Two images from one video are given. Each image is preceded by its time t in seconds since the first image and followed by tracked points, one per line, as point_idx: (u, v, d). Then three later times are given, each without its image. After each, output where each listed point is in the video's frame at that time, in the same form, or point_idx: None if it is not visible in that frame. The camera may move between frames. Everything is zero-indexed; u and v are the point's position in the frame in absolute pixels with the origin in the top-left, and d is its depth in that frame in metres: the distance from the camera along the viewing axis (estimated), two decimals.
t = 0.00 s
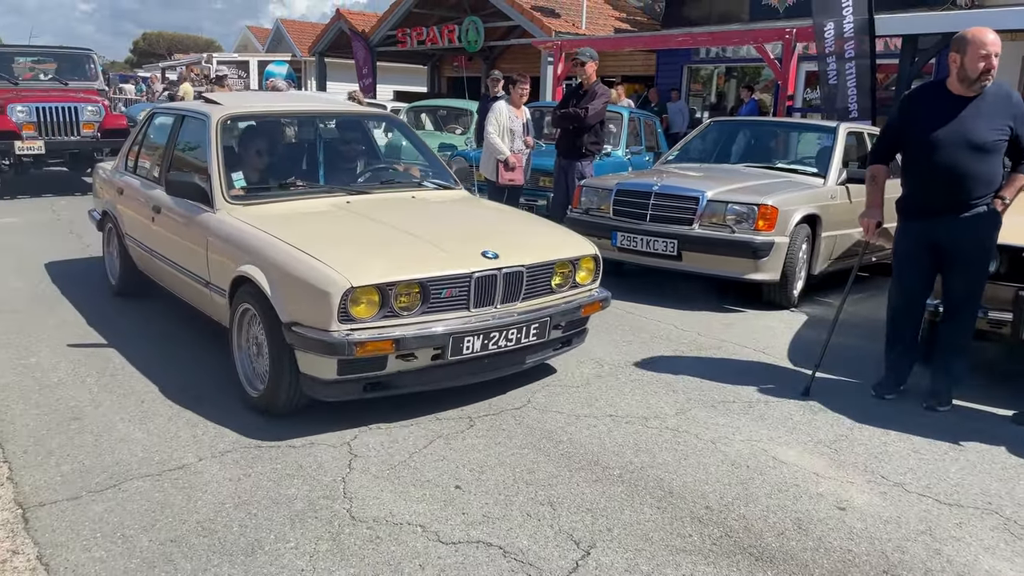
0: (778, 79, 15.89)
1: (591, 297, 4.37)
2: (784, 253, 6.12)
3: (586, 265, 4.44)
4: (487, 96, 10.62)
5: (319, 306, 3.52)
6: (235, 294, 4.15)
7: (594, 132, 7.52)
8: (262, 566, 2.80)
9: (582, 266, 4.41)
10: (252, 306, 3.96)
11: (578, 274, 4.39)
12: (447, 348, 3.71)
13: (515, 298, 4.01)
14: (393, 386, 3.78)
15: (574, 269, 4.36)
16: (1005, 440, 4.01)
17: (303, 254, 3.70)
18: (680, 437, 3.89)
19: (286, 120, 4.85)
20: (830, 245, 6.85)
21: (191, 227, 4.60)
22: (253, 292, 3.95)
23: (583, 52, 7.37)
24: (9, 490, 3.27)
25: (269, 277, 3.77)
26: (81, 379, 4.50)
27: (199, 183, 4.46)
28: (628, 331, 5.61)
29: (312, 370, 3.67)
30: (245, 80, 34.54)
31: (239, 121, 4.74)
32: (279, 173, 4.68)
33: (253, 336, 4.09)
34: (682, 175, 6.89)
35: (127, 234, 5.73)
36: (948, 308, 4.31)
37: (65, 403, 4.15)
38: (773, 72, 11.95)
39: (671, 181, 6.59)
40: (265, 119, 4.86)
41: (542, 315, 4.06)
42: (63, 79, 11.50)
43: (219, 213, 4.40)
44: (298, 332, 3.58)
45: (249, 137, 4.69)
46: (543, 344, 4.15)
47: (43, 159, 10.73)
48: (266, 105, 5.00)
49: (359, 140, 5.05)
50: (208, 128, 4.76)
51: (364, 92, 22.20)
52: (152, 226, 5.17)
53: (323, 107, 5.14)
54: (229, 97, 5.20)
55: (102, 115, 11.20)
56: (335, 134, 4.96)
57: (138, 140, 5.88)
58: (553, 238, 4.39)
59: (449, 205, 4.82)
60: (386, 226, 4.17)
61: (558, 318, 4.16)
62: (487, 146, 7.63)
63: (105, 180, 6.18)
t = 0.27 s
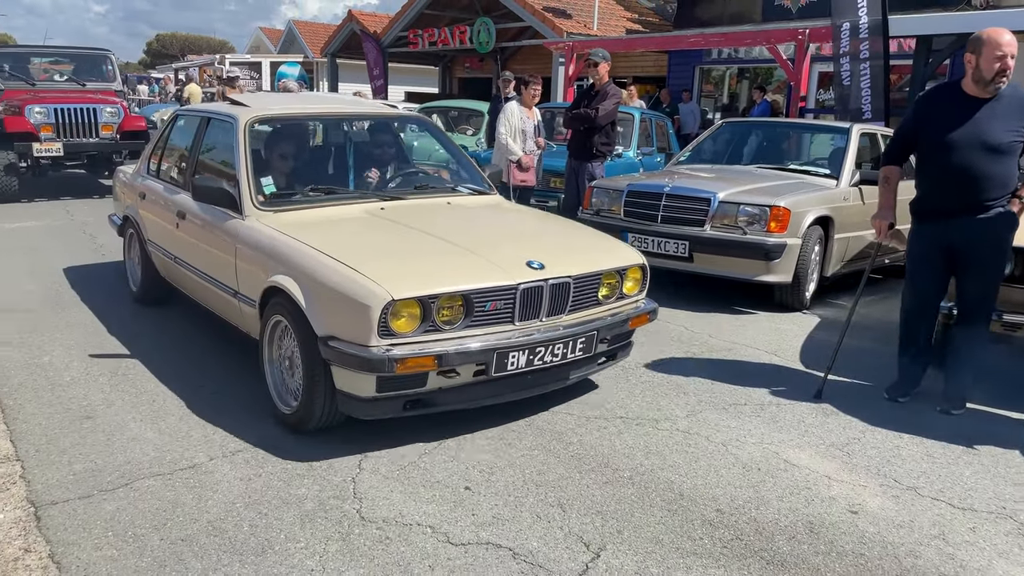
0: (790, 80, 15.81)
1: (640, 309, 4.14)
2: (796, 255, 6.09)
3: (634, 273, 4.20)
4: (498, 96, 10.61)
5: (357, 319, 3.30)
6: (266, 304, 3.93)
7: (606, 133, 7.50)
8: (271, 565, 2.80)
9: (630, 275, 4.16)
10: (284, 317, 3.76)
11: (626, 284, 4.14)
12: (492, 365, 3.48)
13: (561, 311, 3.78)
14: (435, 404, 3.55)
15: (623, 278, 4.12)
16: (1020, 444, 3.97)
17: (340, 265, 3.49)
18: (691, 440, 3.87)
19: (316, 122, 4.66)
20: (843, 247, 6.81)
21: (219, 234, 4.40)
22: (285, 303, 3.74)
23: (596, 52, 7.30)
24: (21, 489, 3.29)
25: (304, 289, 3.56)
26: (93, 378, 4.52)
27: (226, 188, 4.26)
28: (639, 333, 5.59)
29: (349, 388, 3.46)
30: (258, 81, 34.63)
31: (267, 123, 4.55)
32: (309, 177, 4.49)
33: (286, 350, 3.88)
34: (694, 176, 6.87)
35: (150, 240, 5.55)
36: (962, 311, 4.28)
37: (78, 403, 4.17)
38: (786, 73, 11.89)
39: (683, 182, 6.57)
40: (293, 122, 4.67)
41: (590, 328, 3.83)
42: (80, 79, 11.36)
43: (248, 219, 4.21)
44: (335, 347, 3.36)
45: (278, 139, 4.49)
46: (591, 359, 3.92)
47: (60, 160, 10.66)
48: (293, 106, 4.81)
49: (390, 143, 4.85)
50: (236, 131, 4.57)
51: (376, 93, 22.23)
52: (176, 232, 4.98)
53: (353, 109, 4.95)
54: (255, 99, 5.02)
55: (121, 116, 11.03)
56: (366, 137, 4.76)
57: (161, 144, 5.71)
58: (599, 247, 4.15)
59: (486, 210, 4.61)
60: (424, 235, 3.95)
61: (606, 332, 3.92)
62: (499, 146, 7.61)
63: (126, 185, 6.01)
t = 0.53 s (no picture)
0: (799, 80, 15.77)
1: (683, 324, 3.96)
2: (804, 257, 6.07)
3: (677, 286, 4.01)
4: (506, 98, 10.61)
5: (393, 336, 3.12)
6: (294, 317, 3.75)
7: (614, 134, 7.49)
8: (278, 567, 2.81)
9: (673, 287, 3.97)
10: (314, 332, 3.57)
11: (669, 297, 3.96)
12: (534, 383, 3.30)
13: (604, 326, 3.60)
14: (472, 424, 3.37)
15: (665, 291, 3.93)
16: None
17: (374, 278, 3.31)
18: (699, 442, 3.86)
19: (340, 127, 4.50)
20: (852, 249, 6.79)
21: (243, 243, 4.23)
22: (315, 317, 3.55)
23: (605, 54, 7.32)
24: (31, 489, 3.30)
25: (336, 302, 3.38)
26: (102, 379, 4.53)
27: (250, 195, 4.10)
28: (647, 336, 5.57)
29: (382, 407, 3.28)
30: (266, 82, 34.67)
31: (291, 128, 4.39)
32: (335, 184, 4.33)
33: (315, 366, 3.69)
34: (702, 178, 6.86)
35: (169, 247, 5.38)
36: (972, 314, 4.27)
37: (87, 403, 4.18)
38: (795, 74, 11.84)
39: (691, 183, 6.56)
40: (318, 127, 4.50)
41: (632, 345, 3.64)
42: (93, 82, 11.25)
43: (273, 228, 4.03)
44: (368, 365, 3.19)
45: (303, 145, 4.33)
46: (632, 376, 3.74)
47: (74, 164, 10.49)
48: (317, 110, 4.65)
49: (417, 147, 4.69)
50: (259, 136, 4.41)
51: (385, 94, 22.25)
52: (197, 240, 4.80)
53: (377, 112, 4.79)
54: (277, 102, 4.86)
55: (135, 119, 10.88)
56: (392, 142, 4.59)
57: (180, 148, 5.54)
58: (640, 258, 3.97)
59: (519, 219, 4.43)
60: (459, 246, 3.77)
61: (649, 348, 3.73)
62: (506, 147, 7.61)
63: (145, 191, 5.84)
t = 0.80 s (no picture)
0: (806, 81, 15.74)
1: (733, 339, 3.76)
2: (811, 259, 6.05)
3: (727, 299, 3.80)
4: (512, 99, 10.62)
5: (434, 355, 2.95)
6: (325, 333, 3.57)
7: (620, 135, 7.48)
8: (283, 568, 2.81)
9: (724, 300, 3.77)
10: (346, 348, 3.39)
11: (720, 310, 3.75)
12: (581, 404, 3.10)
13: (653, 342, 3.40)
14: (517, 447, 3.18)
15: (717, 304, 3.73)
16: None
17: (413, 293, 3.13)
18: (705, 444, 3.86)
19: (368, 131, 4.29)
20: (859, 251, 6.77)
21: (267, 252, 4.06)
22: (347, 331, 3.38)
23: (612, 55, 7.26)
24: (38, 490, 3.32)
25: (372, 318, 3.21)
26: (110, 380, 4.55)
27: (276, 202, 3.93)
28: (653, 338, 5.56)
29: (421, 430, 3.10)
30: (273, 83, 34.69)
31: (318, 132, 4.19)
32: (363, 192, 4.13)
33: (348, 384, 3.51)
34: (708, 179, 6.85)
35: (187, 255, 5.20)
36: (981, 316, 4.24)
37: (94, 404, 4.20)
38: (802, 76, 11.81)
39: (697, 185, 6.56)
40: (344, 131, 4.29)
41: (683, 362, 3.45)
42: (104, 83, 11.09)
43: (300, 237, 3.86)
44: (407, 385, 3.02)
45: (330, 151, 4.14)
46: (682, 395, 3.54)
47: (86, 166, 10.36)
48: (343, 113, 4.45)
49: (446, 152, 4.47)
50: (284, 141, 4.22)
51: (392, 95, 22.27)
52: (219, 249, 4.63)
53: (404, 115, 4.57)
54: (301, 104, 4.68)
55: (148, 121, 10.70)
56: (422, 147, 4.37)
57: (200, 152, 5.37)
58: (688, 268, 3.76)
59: (556, 227, 4.24)
60: (500, 258, 3.58)
61: (699, 366, 3.53)
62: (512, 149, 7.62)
63: (162, 196, 5.67)
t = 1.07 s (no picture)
0: (812, 83, 15.71)
1: (803, 360, 3.47)
2: (817, 260, 6.04)
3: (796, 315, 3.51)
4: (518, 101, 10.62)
5: (486, 382, 2.69)
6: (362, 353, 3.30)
7: (625, 136, 7.47)
8: (288, 568, 2.82)
9: (793, 317, 3.47)
10: (386, 370, 3.12)
11: (789, 327, 3.46)
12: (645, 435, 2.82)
13: (722, 364, 3.11)
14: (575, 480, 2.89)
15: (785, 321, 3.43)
16: None
17: (462, 312, 2.86)
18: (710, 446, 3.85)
19: (400, 136, 4.02)
20: (865, 253, 6.75)
21: (296, 265, 3.79)
22: (388, 353, 3.11)
23: (614, 57, 7.20)
24: (44, 490, 3.33)
25: (415, 338, 2.94)
26: (116, 380, 4.56)
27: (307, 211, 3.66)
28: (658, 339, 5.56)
29: (470, 463, 2.82)
30: (279, 85, 34.72)
31: (348, 136, 3.92)
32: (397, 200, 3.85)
33: (388, 408, 3.23)
34: (714, 180, 6.84)
35: (207, 265, 4.95)
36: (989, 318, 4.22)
37: (100, 405, 4.21)
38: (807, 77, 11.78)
39: (703, 186, 6.55)
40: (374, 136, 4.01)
41: (753, 387, 3.16)
42: (113, 85, 10.93)
43: (332, 249, 3.59)
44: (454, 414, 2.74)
45: (361, 156, 3.87)
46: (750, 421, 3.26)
47: (97, 170, 10.17)
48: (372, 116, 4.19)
49: (480, 157, 4.19)
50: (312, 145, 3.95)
51: (398, 97, 22.29)
52: (242, 259, 4.36)
53: (435, 118, 4.31)
54: (327, 107, 4.43)
55: (160, 123, 10.57)
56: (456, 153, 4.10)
57: (219, 158, 5.11)
58: (753, 284, 3.47)
59: (603, 238, 3.96)
60: (552, 273, 3.30)
61: (770, 390, 3.24)
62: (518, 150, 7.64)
63: (180, 203, 5.42)
